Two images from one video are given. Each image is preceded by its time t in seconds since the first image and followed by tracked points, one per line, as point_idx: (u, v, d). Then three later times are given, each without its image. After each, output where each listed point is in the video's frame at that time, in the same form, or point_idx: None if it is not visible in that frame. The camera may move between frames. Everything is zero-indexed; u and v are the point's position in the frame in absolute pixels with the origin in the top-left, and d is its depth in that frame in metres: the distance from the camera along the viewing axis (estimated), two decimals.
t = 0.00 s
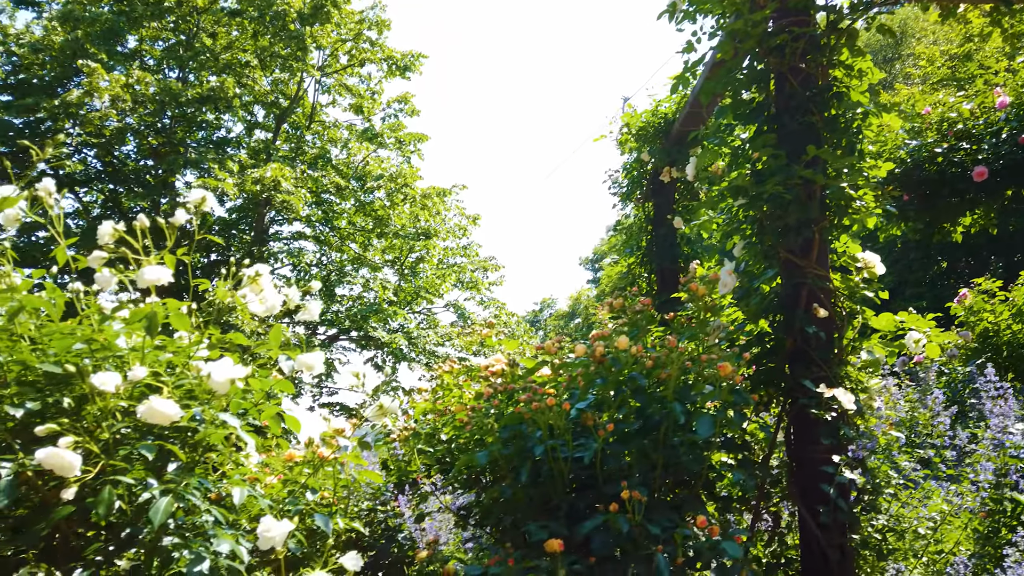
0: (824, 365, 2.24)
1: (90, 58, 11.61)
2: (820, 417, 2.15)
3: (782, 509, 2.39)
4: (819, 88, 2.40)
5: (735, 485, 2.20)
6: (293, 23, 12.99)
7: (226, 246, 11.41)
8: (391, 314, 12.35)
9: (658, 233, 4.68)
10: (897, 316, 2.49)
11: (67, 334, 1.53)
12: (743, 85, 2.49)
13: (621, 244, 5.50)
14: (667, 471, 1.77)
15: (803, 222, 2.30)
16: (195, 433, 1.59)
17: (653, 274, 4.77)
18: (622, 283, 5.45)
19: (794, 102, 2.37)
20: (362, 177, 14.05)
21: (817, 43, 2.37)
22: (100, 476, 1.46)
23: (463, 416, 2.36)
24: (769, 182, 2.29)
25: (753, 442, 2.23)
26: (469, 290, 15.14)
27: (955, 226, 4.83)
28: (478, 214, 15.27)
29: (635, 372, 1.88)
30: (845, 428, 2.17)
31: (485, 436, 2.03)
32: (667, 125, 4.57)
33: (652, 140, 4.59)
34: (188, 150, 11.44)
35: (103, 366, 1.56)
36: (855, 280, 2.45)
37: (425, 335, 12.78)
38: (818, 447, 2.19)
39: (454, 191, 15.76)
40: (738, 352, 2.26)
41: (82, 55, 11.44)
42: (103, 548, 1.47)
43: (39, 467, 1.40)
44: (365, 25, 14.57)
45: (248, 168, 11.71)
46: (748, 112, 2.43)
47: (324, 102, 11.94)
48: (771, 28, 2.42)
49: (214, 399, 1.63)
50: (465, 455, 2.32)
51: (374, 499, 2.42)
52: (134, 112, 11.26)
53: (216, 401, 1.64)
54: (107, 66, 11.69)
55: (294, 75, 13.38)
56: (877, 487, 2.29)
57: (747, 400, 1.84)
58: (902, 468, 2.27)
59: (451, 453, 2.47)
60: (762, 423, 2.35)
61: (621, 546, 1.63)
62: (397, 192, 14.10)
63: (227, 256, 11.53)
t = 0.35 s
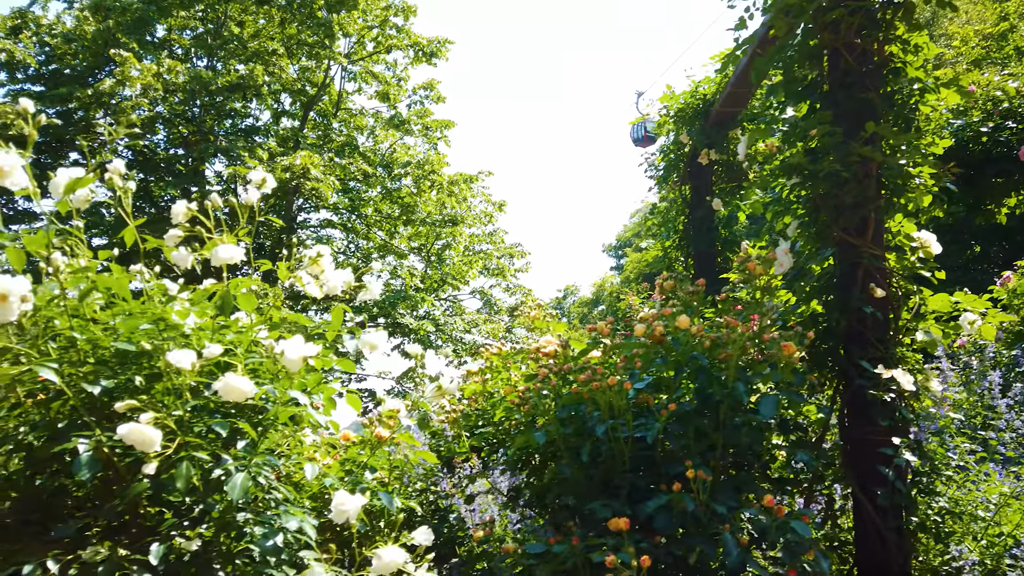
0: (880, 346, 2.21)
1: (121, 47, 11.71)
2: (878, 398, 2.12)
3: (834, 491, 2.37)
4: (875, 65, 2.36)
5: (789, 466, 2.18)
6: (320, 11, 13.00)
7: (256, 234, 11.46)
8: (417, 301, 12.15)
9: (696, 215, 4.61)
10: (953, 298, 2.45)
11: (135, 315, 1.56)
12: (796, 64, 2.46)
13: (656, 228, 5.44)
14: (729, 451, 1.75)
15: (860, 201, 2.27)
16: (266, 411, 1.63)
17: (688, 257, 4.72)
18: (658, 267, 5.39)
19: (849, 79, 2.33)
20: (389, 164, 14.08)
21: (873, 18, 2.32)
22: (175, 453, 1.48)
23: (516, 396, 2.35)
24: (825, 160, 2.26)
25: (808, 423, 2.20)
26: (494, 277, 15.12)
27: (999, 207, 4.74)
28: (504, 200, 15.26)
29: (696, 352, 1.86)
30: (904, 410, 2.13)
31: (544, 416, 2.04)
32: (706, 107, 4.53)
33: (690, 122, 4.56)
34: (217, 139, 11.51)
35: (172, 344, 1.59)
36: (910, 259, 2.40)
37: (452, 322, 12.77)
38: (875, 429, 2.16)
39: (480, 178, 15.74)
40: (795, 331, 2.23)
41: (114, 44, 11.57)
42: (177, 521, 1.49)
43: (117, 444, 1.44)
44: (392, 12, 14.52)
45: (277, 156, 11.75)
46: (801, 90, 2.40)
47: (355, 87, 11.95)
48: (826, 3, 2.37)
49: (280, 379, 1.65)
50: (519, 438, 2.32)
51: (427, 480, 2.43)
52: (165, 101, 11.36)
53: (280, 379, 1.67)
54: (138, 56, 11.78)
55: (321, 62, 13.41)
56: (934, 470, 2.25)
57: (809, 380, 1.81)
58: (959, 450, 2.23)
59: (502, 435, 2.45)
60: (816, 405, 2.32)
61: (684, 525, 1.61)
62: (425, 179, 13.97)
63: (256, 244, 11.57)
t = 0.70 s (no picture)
0: (917, 337, 2.18)
1: (135, 39, 11.72)
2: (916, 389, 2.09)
3: (868, 484, 2.34)
4: (913, 52, 2.32)
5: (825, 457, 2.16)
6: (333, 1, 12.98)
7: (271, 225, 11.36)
8: (432, 293, 12.12)
9: (718, 206, 4.58)
10: (989, 287, 2.41)
11: (175, 305, 1.57)
12: (833, 52, 2.44)
13: (676, 219, 5.41)
14: (770, 442, 1.73)
15: (898, 190, 2.24)
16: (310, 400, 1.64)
17: (709, 248, 4.70)
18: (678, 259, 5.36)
19: (886, 66, 2.30)
20: (402, 156, 14.03)
21: (911, 4, 2.29)
22: (220, 444, 1.47)
23: (548, 387, 2.34)
24: (865, 149, 2.22)
25: (845, 415, 2.17)
26: (506, 269, 15.11)
27: None
28: (516, 192, 15.23)
29: (736, 343, 1.84)
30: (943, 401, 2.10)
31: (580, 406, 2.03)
32: (731, 97, 4.50)
33: (714, 111, 4.52)
34: (231, 131, 11.50)
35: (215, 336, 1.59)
36: (945, 249, 2.37)
37: (465, 314, 12.74)
38: (912, 419, 2.13)
39: (492, 170, 15.71)
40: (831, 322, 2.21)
41: (129, 36, 11.60)
42: (223, 512, 1.49)
43: (166, 436, 1.44)
44: (404, 3, 14.45)
45: (291, 147, 11.72)
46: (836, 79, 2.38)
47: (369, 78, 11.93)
48: None
49: (321, 369, 1.65)
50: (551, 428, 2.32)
51: (459, 470, 2.43)
52: (179, 93, 11.37)
53: (320, 369, 1.67)
54: (152, 47, 11.78)
55: (334, 54, 13.38)
56: (971, 461, 2.23)
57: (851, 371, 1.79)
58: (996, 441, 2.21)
59: (532, 426, 2.45)
60: (852, 395, 2.30)
61: (729, 518, 1.59)
62: (438, 170, 13.96)
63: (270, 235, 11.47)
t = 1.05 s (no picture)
0: (942, 329, 2.17)
1: (142, 34, 11.72)
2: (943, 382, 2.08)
3: (891, 477, 2.33)
4: (937, 42, 2.31)
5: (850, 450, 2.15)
6: None
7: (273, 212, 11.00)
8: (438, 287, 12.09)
9: (732, 198, 4.53)
10: (1012, 280, 2.40)
11: (208, 298, 1.57)
12: (856, 41, 2.43)
13: (688, 213, 5.38)
14: (800, 435, 1.72)
15: (923, 182, 2.22)
16: (343, 394, 1.64)
17: (722, 241, 4.67)
18: (691, 252, 5.34)
19: (910, 57, 2.29)
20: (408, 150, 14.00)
21: None
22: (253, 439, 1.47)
23: (572, 380, 2.34)
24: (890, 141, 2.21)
25: (871, 409, 2.16)
26: (512, 263, 15.08)
27: None
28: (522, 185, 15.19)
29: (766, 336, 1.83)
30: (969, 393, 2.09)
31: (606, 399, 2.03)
32: (745, 89, 4.47)
33: (728, 103, 4.50)
34: (237, 125, 11.49)
35: (247, 330, 1.59)
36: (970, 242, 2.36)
37: (471, 308, 12.71)
38: (938, 412, 2.12)
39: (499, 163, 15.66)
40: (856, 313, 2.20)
41: (135, 30, 11.62)
42: (258, 505, 1.49)
43: (202, 431, 1.44)
44: None
45: (298, 142, 11.69)
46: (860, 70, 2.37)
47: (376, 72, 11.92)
48: None
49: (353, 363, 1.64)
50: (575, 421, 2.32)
51: (481, 463, 2.42)
52: (186, 87, 11.38)
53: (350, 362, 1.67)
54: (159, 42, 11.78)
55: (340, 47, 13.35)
56: (997, 455, 2.21)
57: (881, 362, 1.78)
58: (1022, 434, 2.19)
59: (554, 419, 2.44)
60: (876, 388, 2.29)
61: (762, 511, 1.59)
62: (444, 164, 13.93)
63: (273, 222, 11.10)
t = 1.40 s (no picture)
0: (970, 328, 2.18)
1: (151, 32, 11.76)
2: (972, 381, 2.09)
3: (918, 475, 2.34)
4: (963, 41, 2.32)
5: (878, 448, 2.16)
6: None
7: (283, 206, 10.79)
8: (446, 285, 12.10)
9: (747, 197, 4.53)
10: None
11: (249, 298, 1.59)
12: (882, 41, 2.41)
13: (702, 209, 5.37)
14: (834, 433, 1.73)
15: (950, 181, 2.23)
16: (382, 393, 1.68)
17: (736, 239, 4.66)
18: (706, 249, 5.33)
19: (937, 56, 2.30)
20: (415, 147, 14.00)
21: None
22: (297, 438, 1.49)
23: (599, 378, 2.35)
24: (918, 140, 2.22)
25: (899, 407, 2.17)
26: (519, 260, 15.08)
27: None
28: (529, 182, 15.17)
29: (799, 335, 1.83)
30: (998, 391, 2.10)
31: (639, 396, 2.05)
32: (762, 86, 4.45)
33: (744, 101, 4.49)
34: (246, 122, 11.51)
35: (287, 329, 1.62)
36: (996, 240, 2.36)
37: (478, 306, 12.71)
38: (966, 410, 2.13)
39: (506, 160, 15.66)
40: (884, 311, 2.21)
41: (144, 28, 11.67)
42: (303, 504, 1.50)
43: (246, 430, 1.46)
44: None
45: (306, 139, 11.70)
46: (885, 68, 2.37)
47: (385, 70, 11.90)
48: None
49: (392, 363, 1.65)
50: (605, 416, 2.33)
51: (509, 462, 2.43)
52: (195, 85, 11.42)
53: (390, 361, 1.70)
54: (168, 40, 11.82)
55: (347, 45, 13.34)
56: None
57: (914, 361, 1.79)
58: None
59: (580, 416, 2.46)
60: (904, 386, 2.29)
61: (798, 508, 1.60)
62: (452, 161, 13.93)
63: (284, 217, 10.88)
